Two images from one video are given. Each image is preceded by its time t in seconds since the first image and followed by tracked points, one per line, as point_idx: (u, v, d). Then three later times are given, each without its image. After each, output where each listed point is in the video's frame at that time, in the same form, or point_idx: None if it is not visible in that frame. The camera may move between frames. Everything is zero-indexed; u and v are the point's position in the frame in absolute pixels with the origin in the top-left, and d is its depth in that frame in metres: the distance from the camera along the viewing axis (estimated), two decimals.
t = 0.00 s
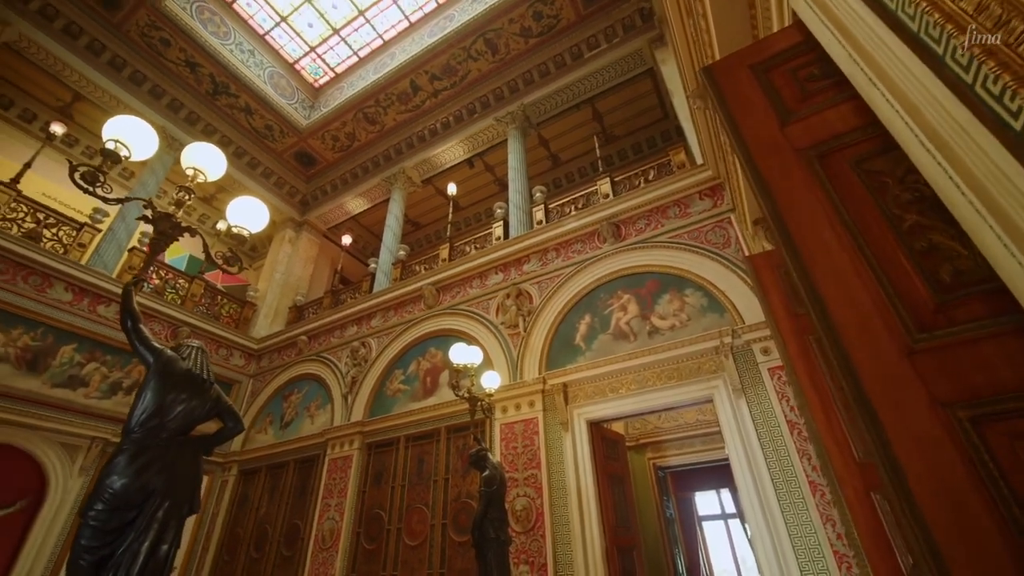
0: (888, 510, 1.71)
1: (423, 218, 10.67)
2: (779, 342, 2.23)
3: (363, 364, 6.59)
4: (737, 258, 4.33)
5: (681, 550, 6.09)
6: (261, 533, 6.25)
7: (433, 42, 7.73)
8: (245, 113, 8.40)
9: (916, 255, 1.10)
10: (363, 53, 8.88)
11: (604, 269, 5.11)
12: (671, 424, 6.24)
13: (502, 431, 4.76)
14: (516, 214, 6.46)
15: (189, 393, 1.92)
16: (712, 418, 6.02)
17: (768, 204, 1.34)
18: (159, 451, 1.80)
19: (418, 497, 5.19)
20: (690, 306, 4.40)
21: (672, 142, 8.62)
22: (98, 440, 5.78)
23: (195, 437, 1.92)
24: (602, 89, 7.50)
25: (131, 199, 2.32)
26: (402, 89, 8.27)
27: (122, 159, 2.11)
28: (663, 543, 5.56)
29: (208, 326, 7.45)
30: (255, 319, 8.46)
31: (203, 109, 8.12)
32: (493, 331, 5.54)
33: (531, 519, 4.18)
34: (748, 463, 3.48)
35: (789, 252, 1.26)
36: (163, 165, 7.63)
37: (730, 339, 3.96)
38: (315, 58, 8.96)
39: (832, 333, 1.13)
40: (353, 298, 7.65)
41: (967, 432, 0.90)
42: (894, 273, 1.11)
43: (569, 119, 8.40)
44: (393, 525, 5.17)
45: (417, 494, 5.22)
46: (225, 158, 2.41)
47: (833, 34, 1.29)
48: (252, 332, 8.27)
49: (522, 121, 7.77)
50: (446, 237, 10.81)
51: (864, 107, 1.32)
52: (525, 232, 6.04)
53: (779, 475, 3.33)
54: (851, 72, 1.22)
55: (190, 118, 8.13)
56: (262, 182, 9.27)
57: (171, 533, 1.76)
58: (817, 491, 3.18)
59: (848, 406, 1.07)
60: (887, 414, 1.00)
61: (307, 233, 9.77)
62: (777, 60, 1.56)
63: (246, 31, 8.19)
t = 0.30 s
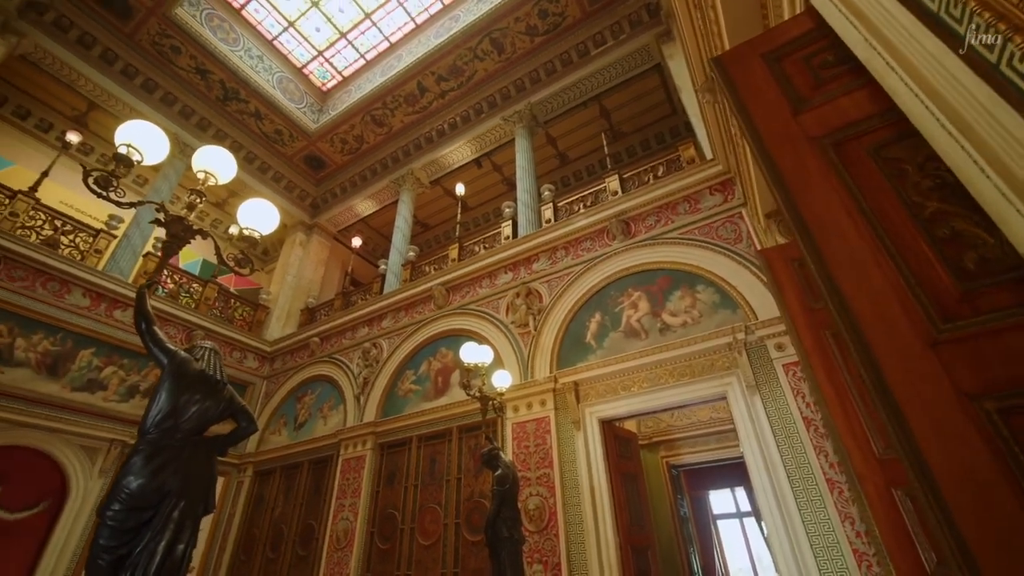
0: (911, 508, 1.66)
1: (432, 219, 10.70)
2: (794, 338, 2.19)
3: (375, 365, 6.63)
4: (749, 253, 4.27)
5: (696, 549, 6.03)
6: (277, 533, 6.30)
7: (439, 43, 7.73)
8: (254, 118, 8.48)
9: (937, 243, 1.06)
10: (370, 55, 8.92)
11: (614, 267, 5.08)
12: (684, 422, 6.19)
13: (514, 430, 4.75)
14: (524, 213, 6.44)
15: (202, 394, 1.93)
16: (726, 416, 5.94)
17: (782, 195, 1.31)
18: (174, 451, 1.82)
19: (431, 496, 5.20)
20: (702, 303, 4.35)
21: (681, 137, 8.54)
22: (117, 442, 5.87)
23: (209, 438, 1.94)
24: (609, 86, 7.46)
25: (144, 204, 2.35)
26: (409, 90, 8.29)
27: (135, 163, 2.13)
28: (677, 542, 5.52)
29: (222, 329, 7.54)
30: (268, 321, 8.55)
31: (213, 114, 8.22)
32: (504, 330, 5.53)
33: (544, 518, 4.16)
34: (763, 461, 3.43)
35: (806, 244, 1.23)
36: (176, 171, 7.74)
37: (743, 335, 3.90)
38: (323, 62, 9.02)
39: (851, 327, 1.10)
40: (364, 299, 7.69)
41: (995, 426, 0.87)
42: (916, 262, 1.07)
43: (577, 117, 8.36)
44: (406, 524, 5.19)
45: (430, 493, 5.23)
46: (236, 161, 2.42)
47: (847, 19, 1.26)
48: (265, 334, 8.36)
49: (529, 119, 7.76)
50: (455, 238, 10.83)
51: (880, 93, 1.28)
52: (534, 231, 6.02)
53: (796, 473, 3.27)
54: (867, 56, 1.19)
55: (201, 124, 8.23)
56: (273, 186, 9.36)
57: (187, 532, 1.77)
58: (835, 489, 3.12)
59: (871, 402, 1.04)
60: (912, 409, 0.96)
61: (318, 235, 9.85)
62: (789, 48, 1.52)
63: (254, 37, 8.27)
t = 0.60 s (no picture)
0: (932, 506, 1.62)
1: (440, 219, 10.72)
2: (808, 333, 2.15)
3: (385, 365, 6.65)
4: (760, 248, 4.21)
5: (709, 547, 5.98)
6: (290, 533, 6.35)
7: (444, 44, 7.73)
8: (263, 122, 8.55)
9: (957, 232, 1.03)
10: (377, 57, 8.95)
11: (622, 265, 5.04)
12: (696, 419, 6.14)
13: (524, 429, 4.74)
14: (532, 212, 6.43)
15: (213, 395, 1.95)
16: (739, 414, 5.88)
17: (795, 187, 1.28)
18: (186, 452, 1.83)
19: (442, 496, 5.21)
20: (712, 299, 4.30)
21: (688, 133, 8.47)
22: (132, 444, 5.96)
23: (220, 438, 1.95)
24: (615, 83, 7.41)
25: (154, 207, 2.38)
26: (415, 91, 8.31)
27: (145, 166, 2.16)
28: (690, 540, 5.48)
29: (234, 331, 7.62)
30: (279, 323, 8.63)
31: (222, 119, 8.30)
32: (513, 329, 5.52)
33: (555, 518, 4.15)
34: (777, 459, 3.38)
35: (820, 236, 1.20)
36: (187, 175, 7.84)
37: (755, 332, 3.85)
38: (330, 65, 9.06)
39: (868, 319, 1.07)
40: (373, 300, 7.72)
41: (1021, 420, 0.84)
42: (935, 252, 1.04)
43: (583, 115, 8.32)
44: (418, 524, 5.20)
45: (441, 493, 5.24)
46: (244, 163, 2.44)
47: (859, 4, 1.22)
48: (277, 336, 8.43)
49: (535, 118, 7.74)
50: (463, 238, 10.84)
51: (894, 79, 1.24)
52: (542, 230, 6.00)
53: (811, 471, 3.22)
54: (881, 41, 1.15)
55: (211, 129, 8.32)
56: (282, 189, 9.43)
57: (199, 532, 1.79)
58: (851, 487, 3.07)
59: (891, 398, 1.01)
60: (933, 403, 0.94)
61: (327, 237, 9.91)
62: (799, 37, 1.49)
63: (262, 41, 8.34)
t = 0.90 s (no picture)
0: (952, 504, 1.58)
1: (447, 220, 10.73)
2: (821, 329, 2.11)
3: (394, 366, 6.67)
4: (770, 243, 4.16)
5: (721, 546, 5.93)
6: (302, 533, 6.39)
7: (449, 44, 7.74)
8: (271, 126, 8.62)
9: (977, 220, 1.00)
10: (382, 59, 8.98)
11: (630, 262, 5.01)
12: (707, 417, 6.08)
13: (534, 428, 4.72)
14: (539, 211, 6.41)
15: (222, 395, 1.96)
16: (750, 411, 5.82)
17: (806, 177, 1.25)
18: (196, 452, 1.84)
19: (452, 496, 5.21)
20: (722, 296, 4.25)
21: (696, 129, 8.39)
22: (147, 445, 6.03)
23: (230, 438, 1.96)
24: (621, 80, 7.37)
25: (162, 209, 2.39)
26: (420, 92, 8.33)
27: (153, 169, 2.17)
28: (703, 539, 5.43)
29: (245, 334, 7.69)
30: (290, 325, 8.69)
31: (230, 123, 8.37)
32: (521, 329, 5.50)
33: (566, 517, 4.13)
34: (791, 457, 3.33)
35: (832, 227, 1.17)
36: (197, 180, 7.92)
37: (766, 328, 3.80)
38: (336, 68, 9.10)
39: (886, 311, 1.04)
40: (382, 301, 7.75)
41: None
42: (954, 241, 1.00)
43: (589, 112, 8.29)
44: (429, 524, 5.20)
45: (452, 493, 5.23)
46: (251, 165, 2.45)
47: None
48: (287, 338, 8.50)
49: (541, 116, 7.72)
50: (470, 238, 10.84)
51: (908, 65, 1.21)
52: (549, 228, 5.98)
53: (825, 468, 3.17)
54: (895, 26, 1.13)
55: (220, 134, 8.40)
56: (290, 192, 9.50)
57: (210, 533, 1.79)
58: (866, 484, 3.01)
59: (909, 390, 0.98)
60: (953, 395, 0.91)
61: (335, 240, 9.97)
62: (807, 26, 1.46)
63: (269, 46, 8.40)
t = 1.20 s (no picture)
0: (974, 501, 1.54)
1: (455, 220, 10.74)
2: (835, 323, 2.06)
3: (404, 366, 6.69)
4: (780, 237, 4.10)
5: (735, 545, 5.86)
6: (315, 533, 6.44)
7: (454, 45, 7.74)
8: (279, 130, 8.69)
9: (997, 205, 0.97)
10: (388, 61, 9.01)
11: (639, 259, 4.97)
12: (719, 415, 6.01)
13: (544, 427, 4.70)
14: (546, 209, 6.38)
15: (231, 396, 1.97)
16: (763, 408, 5.75)
17: (818, 166, 1.22)
18: (206, 453, 1.85)
19: (463, 496, 5.20)
20: (732, 291, 4.20)
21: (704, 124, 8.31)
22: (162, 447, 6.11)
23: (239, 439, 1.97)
24: (627, 76, 7.32)
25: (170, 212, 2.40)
26: (426, 93, 8.35)
27: (161, 172, 2.18)
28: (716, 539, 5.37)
29: (256, 336, 7.76)
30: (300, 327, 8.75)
31: (239, 127, 8.45)
32: (530, 328, 5.48)
33: (577, 516, 4.10)
34: (805, 454, 3.28)
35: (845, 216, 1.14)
36: (207, 185, 8.01)
37: (778, 323, 3.75)
38: (342, 71, 9.15)
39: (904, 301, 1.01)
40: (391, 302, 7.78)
41: None
42: (974, 228, 0.97)
43: (595, 110, 8.24)
44: (440, 523, 5.21)
45: (462, 493, 5.23)
46: (257, 167, 2.46)
47: None
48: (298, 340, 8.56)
49: (547, 115, 7.69)
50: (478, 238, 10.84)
51: (921, 49, 1.18)
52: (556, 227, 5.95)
53: (840, 466, 3.12)
54: (907, 9, 1.09)
55: (229, 138, 8.48)
56: (299, 195, 9.57)
57: (221, 532, 1.80)
58: (883, 481, 2.95)
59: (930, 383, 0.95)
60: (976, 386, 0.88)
61: (344, 242, 10.03)
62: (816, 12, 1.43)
63: (276, 50, 8.47)
